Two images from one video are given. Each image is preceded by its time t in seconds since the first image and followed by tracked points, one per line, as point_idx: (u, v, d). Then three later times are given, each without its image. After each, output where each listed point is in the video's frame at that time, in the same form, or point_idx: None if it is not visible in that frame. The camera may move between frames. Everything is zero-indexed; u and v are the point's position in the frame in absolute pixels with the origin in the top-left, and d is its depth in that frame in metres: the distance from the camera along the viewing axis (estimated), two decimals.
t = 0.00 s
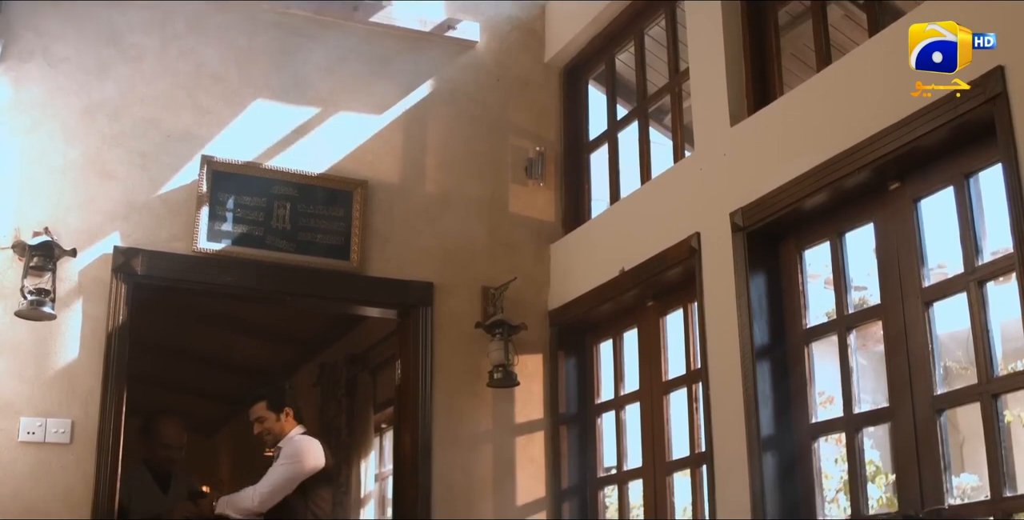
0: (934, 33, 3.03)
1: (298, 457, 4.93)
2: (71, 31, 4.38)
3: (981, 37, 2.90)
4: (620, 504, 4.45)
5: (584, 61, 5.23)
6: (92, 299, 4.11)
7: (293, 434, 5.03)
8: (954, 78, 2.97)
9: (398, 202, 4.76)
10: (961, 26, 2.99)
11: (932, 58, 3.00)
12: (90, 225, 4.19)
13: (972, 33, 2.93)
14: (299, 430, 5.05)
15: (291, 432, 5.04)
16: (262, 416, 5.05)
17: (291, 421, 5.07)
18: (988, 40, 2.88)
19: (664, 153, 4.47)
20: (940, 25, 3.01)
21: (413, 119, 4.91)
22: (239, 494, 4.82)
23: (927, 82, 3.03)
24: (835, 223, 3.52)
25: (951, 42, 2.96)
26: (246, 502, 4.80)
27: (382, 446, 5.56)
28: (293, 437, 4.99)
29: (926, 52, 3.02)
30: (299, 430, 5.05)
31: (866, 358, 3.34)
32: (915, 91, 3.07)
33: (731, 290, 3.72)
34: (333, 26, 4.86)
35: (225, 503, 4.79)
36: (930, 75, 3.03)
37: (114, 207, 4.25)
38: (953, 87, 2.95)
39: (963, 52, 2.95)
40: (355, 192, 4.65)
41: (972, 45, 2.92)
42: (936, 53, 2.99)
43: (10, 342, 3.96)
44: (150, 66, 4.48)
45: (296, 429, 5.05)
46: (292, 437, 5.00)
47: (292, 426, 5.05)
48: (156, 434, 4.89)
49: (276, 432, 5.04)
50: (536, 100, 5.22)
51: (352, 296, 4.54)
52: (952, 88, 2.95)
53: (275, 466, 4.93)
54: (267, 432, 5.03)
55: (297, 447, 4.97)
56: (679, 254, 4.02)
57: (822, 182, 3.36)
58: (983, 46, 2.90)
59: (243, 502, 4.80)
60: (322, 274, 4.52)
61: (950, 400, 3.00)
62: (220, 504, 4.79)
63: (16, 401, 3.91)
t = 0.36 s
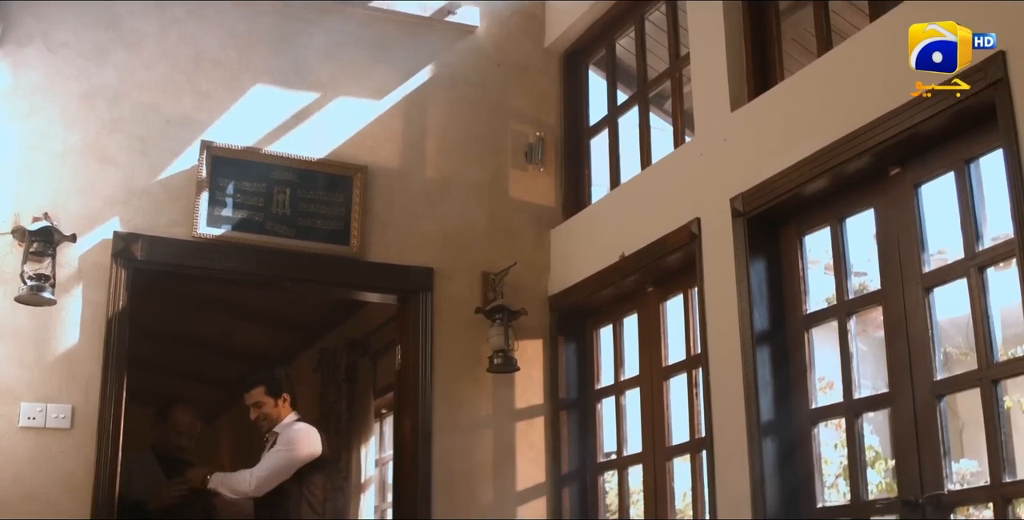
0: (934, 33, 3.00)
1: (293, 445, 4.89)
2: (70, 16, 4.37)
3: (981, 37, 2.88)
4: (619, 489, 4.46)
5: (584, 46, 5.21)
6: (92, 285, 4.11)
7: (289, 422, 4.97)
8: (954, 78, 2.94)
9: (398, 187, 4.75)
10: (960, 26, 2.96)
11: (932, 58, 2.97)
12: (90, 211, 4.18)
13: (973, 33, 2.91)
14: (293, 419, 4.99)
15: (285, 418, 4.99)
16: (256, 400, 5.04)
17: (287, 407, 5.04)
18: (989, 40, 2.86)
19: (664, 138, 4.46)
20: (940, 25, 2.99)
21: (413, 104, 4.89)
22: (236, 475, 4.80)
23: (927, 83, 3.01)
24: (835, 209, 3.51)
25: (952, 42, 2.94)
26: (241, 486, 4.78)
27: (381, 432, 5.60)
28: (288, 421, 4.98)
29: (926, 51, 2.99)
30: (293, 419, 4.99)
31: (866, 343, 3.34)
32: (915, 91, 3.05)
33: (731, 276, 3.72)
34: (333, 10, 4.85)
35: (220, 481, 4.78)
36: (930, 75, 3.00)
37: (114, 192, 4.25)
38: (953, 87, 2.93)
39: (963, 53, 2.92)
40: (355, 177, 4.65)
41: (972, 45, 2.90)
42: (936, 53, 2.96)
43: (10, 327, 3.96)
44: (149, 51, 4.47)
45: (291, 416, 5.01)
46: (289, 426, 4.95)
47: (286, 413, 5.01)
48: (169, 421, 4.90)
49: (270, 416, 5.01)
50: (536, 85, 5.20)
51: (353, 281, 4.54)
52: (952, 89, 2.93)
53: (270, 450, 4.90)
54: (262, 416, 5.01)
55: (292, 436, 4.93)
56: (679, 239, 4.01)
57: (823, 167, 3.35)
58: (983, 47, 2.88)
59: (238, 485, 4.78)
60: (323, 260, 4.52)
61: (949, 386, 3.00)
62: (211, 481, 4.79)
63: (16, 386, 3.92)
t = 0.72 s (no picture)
0: (934, 32, 2.82)
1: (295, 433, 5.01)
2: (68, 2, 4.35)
3: (980, 37, 2.80)
4: (619, 475, 4.47)
5: (584, 32, 5.19)
6: (92, 271, 4.11)
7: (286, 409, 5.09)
8: (954, 78, 2.94)
9: (398, 173, 4.75)
10: (960, 25, 2.91)
11: (932, 58, 2.83)
12: (89, 197, 4.18)
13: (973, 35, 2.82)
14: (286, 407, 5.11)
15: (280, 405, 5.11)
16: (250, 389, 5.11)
17: (280, 395, 5.16)
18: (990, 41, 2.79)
19: (664, 124, 4.45)
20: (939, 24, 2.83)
21: (413, 90, 4.88)
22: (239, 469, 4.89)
23: (926, 81, 2.99)
24: (835, 196, 3.51)
25: (952, 42, 2.83)
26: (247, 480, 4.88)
27: (381, 418, 5.54)
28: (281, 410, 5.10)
29: (926, 50, 2.83)
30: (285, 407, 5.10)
31: (866, 329, 3.34)
32: (915, 91, 3.02)
33: (731, 262, 3.72)
34: None
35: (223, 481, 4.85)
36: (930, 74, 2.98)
37: (113, 178, 4.24)
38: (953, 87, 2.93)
39: (964, 52, 2.86)
40: (355, 163, 4.64)
41: (972, 45, 2.83)
42: (936, 53, 2.83)
43: (10, 314, 3.96)
44: (148, 37, 4.45)
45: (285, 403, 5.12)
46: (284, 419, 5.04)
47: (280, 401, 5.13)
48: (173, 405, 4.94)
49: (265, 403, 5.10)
50: (536, 71, 5.19)
51: (353, 268, 4.54)
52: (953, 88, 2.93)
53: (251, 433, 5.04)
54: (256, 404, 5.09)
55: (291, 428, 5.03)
56: (679, 226, 4.01)
57: (823, 153, 3.34)
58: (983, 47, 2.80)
59: (250, 476, 4.89)
60: (323, 246, 4.51)
61: (949, 372, 3.00)
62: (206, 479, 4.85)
63: (16, 373, 3.92)
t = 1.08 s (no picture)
0: (934, 33, 2.93)
1: (295, 419, 4.42)
2: None
3: (981, 37, 2.83)
4: (619, 459, 4.47)
5: (584, 15, 5.17)
6: (92, 255, 4.11)
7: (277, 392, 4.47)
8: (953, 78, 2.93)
9: (397, 156, 4.74)
10: (959, 26, 2.93)
11: (932, 58, 2.92)
12: (89, 180, 4.17)
13: (973, 35, 2.86)
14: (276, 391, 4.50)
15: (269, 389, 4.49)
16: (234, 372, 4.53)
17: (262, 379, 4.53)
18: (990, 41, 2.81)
19: (665, 108, 4.43)
20: (940, 25, 2.93)
21: (413, 73, 4.87)
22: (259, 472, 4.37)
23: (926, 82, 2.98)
24: (836, 179, 3.50)
25: (951, 42, 2.89)
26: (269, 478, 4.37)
27: (381, 402, 5.64)
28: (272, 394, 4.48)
29: (925, 49, 2.93)
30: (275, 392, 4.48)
31: (866, 313, 3.34)
32: (915, 91, 3.02)
33: (731, 246, 3.71)
34: None
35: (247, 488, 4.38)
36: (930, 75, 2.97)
37: (113, 162, 4.23)
38: (953, 87, 2.96)
39: (963, 52, 2.88)
40: (355, 147, 4.63)
41: (971, 45, 2.85)
42: (937, 53, 2.91)
43: (10, 297, 3.96)
44: (147, 20, 4.44)
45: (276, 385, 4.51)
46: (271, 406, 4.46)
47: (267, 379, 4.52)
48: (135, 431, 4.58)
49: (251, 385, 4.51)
50: (536, 54, 5.18)
51: (353, 251, 4.54)
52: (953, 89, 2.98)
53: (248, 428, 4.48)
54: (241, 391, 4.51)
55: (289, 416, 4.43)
56: (679, 210, 4.00)
57: (823, 137, 3.34)
58: (983, 47, 2.83)
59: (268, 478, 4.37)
60: (323, 230, 4.51)
61: (949, 355, 3.00)
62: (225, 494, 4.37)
63: (16, 355, 3.92)
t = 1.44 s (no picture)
0: (934, 33, 2.95)
1: (290, 398, 3.99)
2: None
3: (981, 37, 2.84)
4: (619, 441, 4.48)
5: None
6: (92, 237, 4.10)
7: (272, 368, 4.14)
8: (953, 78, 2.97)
9: (397, 139, 4.73)
10: (960, 25, 2.93)
11: (932, 58, 2.96)
12: (88, 163, 4.16)
13: (973, 36, 2.88)
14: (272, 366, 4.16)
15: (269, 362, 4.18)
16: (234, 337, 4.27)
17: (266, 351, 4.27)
18: (989, 41, 2.83)
19: (665, 90, 4.42)
20: (940, 24, 2.95)
21: (412, 56, 4.85)
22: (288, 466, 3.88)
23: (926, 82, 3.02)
24: (836, 162, 3.49)
25: (951, 42, 2.91)
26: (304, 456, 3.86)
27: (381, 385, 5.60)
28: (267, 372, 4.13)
29: (925, 49, 2.96)
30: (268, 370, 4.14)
31: (865, 296, 3.34)
32: (915, 91, 3.06)
33: (731, 228, 3.71)
34: None
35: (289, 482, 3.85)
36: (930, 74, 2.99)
37: (112, 144, 4.22)
38: (953, 87, 3.00)
39: (963, 52, 2.91)
40: (355, 129, 4.62)
41: (972, 45, 2.88)
42: (937, 53, 2.95)
43: (10, 280, 3.96)
44: (146, 2, 4.42)
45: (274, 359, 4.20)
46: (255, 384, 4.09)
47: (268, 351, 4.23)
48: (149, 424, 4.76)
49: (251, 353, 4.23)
50: (536, 37, 5.15)
51: (352, 234, 4.53)
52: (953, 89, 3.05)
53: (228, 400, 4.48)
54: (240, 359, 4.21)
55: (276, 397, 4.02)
56: (679, 193, 4.00)
57: (824, 119, 3.33)
58: (983, 47, 2.85)
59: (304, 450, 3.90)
60: (323, 212, 4.50)
61: (948, 338, 3.00)
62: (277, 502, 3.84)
63: (16, 338, 3.92)
